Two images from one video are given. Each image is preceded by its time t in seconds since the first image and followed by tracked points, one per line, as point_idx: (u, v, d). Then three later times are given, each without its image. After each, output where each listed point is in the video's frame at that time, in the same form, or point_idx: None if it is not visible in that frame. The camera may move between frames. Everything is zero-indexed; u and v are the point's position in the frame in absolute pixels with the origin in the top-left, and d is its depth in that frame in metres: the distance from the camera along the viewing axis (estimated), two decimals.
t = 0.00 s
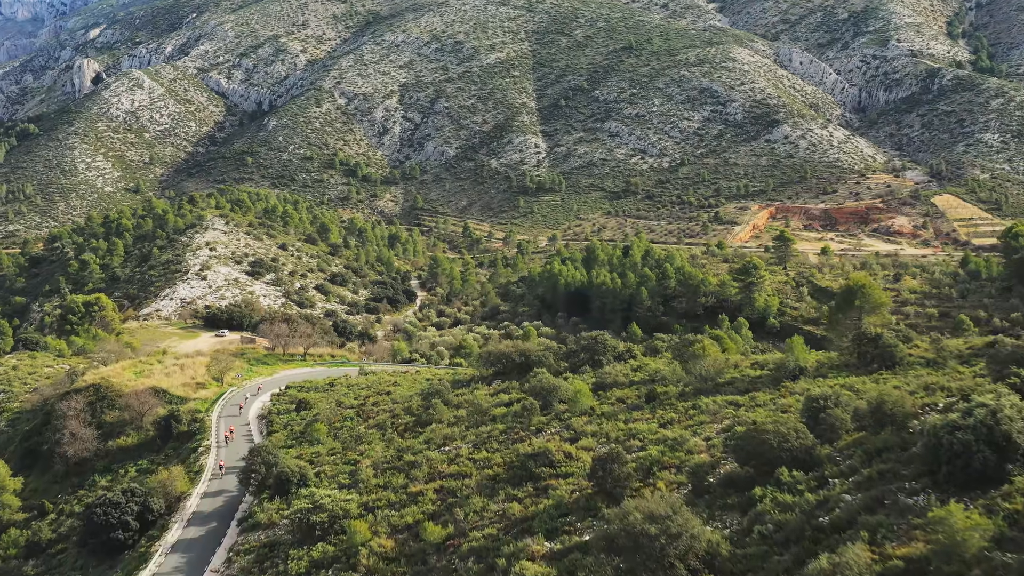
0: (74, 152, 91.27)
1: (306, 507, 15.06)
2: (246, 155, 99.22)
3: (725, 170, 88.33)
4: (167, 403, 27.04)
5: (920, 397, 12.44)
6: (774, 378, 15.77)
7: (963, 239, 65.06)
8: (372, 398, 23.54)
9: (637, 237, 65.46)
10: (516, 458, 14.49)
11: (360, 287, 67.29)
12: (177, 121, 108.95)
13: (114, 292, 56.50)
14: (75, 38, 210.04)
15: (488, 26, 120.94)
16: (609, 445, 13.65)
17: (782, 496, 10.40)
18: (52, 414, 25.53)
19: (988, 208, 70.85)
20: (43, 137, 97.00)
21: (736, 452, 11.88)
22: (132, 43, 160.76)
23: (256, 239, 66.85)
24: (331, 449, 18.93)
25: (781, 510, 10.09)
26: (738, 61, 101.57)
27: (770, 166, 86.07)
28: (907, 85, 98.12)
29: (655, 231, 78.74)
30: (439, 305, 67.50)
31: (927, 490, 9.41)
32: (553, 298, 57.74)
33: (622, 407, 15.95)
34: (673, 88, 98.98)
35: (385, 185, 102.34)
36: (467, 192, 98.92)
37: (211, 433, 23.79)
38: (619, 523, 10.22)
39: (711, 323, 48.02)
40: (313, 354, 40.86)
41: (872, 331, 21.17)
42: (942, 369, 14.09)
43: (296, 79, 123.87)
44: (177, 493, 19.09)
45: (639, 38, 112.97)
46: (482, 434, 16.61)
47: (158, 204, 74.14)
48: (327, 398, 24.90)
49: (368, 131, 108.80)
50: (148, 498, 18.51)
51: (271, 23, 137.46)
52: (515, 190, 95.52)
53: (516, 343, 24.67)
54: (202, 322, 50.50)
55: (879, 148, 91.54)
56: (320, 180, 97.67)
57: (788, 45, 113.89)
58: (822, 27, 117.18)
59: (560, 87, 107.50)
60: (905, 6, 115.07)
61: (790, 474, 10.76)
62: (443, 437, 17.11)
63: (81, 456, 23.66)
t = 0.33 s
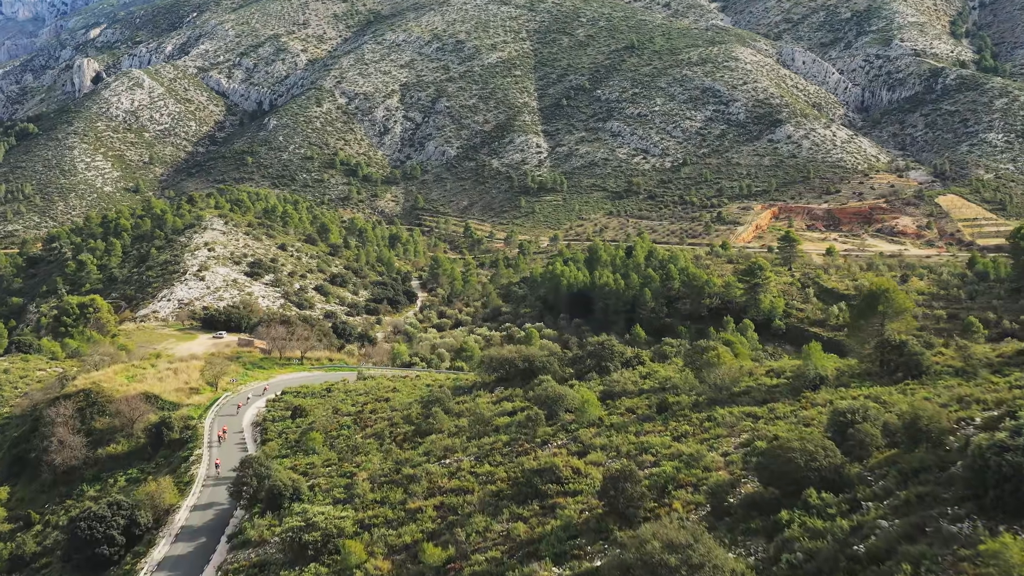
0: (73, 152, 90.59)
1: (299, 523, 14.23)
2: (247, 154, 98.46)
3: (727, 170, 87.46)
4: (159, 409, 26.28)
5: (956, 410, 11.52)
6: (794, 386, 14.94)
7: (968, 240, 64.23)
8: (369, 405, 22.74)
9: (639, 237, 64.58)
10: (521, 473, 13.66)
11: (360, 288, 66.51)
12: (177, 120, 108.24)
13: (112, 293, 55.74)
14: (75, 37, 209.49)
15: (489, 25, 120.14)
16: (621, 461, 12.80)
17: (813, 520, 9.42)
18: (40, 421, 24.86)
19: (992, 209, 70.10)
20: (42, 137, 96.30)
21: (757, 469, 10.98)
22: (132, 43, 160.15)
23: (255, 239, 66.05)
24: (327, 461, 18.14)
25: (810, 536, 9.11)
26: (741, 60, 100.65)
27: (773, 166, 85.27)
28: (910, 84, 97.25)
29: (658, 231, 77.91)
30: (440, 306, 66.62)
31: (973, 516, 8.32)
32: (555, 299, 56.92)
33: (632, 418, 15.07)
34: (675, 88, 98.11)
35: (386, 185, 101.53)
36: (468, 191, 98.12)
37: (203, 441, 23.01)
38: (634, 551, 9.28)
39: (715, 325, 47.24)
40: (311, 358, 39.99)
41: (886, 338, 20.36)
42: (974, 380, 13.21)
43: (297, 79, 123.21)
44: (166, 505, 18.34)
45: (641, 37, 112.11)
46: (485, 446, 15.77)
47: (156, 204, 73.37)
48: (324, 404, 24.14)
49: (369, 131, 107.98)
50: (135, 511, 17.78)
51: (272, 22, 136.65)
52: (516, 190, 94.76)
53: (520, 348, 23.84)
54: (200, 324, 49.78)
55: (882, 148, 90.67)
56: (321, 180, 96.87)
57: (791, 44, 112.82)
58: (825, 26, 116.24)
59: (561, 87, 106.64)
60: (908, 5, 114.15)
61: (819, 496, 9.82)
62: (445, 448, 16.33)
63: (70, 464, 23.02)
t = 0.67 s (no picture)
0: (71, 151, 89.78)
1: (288, 542, 13.38)
2: (246, 154, 97.64)
3: (728, 170, 86.71)
4: (149, 415, 25.49)
5: (995, 424, 10.64)
6: (814, 395, 14.11)
7: (971, 240, 63.44)
8: (366, 412, 21.92)
9: (641, 237, 63.74)
10: (524, 488, 12.82)
11: (359, 289, 65.69)
12: (176, 120, 107.47)
13: (107, 294, 54.84)
14: (74, 36, 208.91)
15: (489, 25, 119.31)
16: (632, 479, 11.95)
17: (846, 547, 8.40)
18: (26, 427, 24.08)
19: (995, 209, 69.40)
20: (40, 136, 95.42)
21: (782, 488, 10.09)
22: (131, 42, 159.32)
23: (253, 239, 65.21)
24: (321, 472, 17.34)
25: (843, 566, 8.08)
26: (742, 60, 99.81)
27: (775, 166, 84.48)
28: (912, 84, 96.41)
29: (659, 231, 77.16)
30: (440, 307, 65.73)
31: None
32: (556, 300, 56.11)
33: (642, 430, 14.23)
34: (676, 87, 97.30)
35: (386, 185, 100.66)
36: (467, 191, 97.28)
37: (194, 449, 22.18)
38: None
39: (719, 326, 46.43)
40: (306, 361, 39.05)
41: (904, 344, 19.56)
42: (1009, 391, 12.31)
43: (296, 78, 122.50)
44: (152, 518, 17.53)
45: (642, 36, 111.27)
46: (486, 458, 14.92)
47: (154, 204, 72.48)
48: (319, 410, 23.35)
49: (369, 130, 107.15)
50: (120, 525, 16.99)
51: (271, 21, 135.87)
52: (516, 190, 93.98)
53: (523, 352, 23.05)
54: (196, 325, 48.97)
55: (884, 147, 89.88)
56: (320, 179, 96.01)
57: (792, 44, 111.91)
58: (826, 25, 115.38)
59: (562, 86, 105.82)
60: (910, 4, 113.27)
61: (851, 520, 8.87)
62: (444, 459, 15.51)
63: (56, 473, 22.27)
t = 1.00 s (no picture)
0: (69, 151, 88.93)
1: (278, 562, 12.52)
2: (245, 153, 96.86)
3: (730, 169, 85.85)
4: (139, 421, 24.60)
5: None
6: (836, 403, 13.24)
7: (975, 240, 62.60)
8: (362, 419, 21.06)
9: (643, 237, 62.86)
10: (529, 504, 11.95)
11: (358, 289, 64.88)
12: (174, 119, 106.70)
13: (103, 294, 53.95)
14: (72, 36, 207.91)
15: (489, 23, 118.42)
16: (646, 497, 11.05)
17: None
18: (11, 434, 23.26)
19: (998, 209, 68.63)
20: (38, 135, 94.51)
21: (811, 506, 9.23)
22: (129, 41, 158.46)
23: (251, 239, 64.39)
24: (314, 482, 16.55)
25: None
26: (744, 59, 98.98)
27: (776, 165, 83.68)
28: (914, 83, 95.52)
29: (660, 231, 76.41)
30: (439, 307, 64.85)
31: None
32: (557, 301, 55.33)
33: (654, 441, 13.37)
34: (677, 87, 96.44)
35: (385, 184, 99.80)
36: (467, 191, 96.38)
37: (184, 456, 21.35)
38: None
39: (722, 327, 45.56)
40: (302, 364, 38.00)
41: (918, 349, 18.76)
42: None
43: (295, 77, 121.69)
44: (137, 532, 16.67)
45: (643, 35, 110.39)
46: (488, 470, 14.04)
47: (151, 203, 71.60)
48: (314, 416, 22.58)
49: (368, 130, 106.39)
50: (103, 539, 16.15)
51: (270, 20, 135.00)
52: (517, 190, 93.17)
53: (525, 356, 22.18)
54: (192, 326, 48.09)
55: (886, 147, 89.06)
56: (319, 179, 95.16)
57: (793, 43, 111.06)
58: (827, 25, 114.47)
59: (562, 85, 104.96)
60: (912, 3, 112.46)
61: (892, 544, 7.89)
62: (444, 471, 14.69)
63: (41, 481, 21.44)
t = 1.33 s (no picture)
0: (67, 150, 87.94)
1: None
2: (243, 153, 96.00)
3: (730, 168, 85.07)
4: (127, 426, 23.75)
5: None
6: (861, 411, 12.42)
7: (977, 240, 61.82)
8: (358, 424, 20.22)
9: (645, 236, 62.02)
10: (535, 521, 11.06)
11: (356, 289, 64.07)
12: (172, 118, 105.80)
13: (98, 294, 53.04)
14: (71, 35, 207.01)
15: (488, 22, 117.52)
16: (661, 517, 10.18)
17: None
18: None
19: (1001, 208, 67.89)
20: (34, 134, 93.48)
21: (846, 529, 8.36)
22: (128, 40, 157.59)
23: (248, 238, 63.58)
24: (306, 494, 15.73)
25: None
26: (745, 58, 98.13)
27: (777, 165, 82.82)
28: (916, 82, 94.69)
29: (660, 231, 75.64)
30: (438, 308, 63.99)
31: None
32: (558, 301, 54.58)
33: (666, 451, 12.56)
34: (677, 86, 95.56)
35: (384, 184, 98.94)
36: (467, 190, 95.49)
37: (173, 463, 20.54)
38: None
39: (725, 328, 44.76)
40: (296, 367, 36.93)
41: (935, 354, 17.99)
42: None
43: (294, 76, 120.84)
44: (121, 545, 15.83)
45: (643, 34, 109.45)
46: (490, 483, 13.19)
47: (148, 202, 70.68)
48: (309, 421, 21.77)
49: (367, 129, 105.58)
50: (84, 553, 15.30)
51: (268, 19, 134.09)
52: (516, 189, 92.35)
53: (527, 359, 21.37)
54: (188, 327, 47.22)
55: (887, 146, 88.27)
56: (318, 178, 94.31)
57: (794, 42, 110.22)
58: (828, 24, 113.58)
59: (562, 84, 104.08)
60: (913, 2, 111.57)
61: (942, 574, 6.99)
62: (443, 483, 13.85)
63: (25, 489, 20.65)
